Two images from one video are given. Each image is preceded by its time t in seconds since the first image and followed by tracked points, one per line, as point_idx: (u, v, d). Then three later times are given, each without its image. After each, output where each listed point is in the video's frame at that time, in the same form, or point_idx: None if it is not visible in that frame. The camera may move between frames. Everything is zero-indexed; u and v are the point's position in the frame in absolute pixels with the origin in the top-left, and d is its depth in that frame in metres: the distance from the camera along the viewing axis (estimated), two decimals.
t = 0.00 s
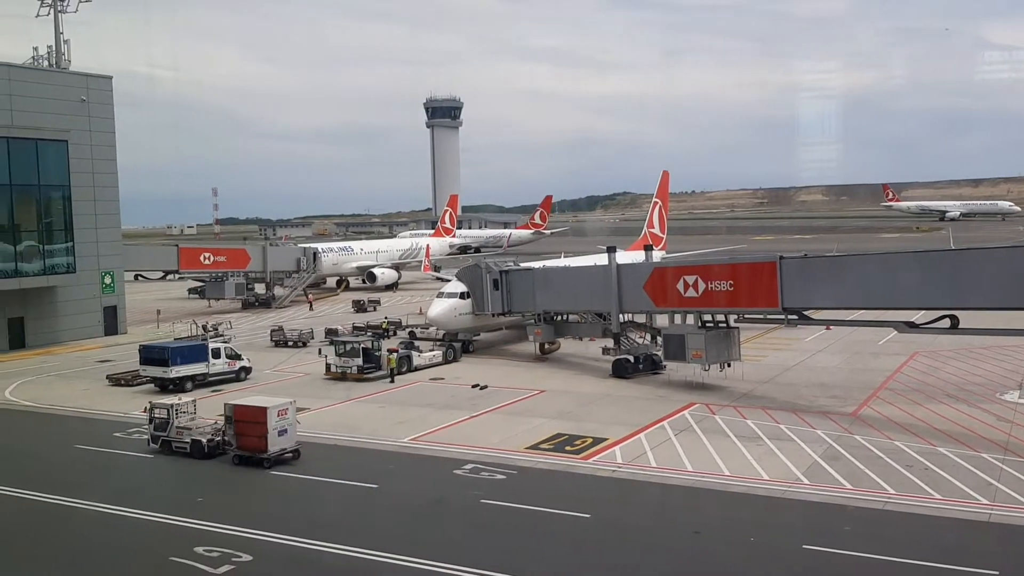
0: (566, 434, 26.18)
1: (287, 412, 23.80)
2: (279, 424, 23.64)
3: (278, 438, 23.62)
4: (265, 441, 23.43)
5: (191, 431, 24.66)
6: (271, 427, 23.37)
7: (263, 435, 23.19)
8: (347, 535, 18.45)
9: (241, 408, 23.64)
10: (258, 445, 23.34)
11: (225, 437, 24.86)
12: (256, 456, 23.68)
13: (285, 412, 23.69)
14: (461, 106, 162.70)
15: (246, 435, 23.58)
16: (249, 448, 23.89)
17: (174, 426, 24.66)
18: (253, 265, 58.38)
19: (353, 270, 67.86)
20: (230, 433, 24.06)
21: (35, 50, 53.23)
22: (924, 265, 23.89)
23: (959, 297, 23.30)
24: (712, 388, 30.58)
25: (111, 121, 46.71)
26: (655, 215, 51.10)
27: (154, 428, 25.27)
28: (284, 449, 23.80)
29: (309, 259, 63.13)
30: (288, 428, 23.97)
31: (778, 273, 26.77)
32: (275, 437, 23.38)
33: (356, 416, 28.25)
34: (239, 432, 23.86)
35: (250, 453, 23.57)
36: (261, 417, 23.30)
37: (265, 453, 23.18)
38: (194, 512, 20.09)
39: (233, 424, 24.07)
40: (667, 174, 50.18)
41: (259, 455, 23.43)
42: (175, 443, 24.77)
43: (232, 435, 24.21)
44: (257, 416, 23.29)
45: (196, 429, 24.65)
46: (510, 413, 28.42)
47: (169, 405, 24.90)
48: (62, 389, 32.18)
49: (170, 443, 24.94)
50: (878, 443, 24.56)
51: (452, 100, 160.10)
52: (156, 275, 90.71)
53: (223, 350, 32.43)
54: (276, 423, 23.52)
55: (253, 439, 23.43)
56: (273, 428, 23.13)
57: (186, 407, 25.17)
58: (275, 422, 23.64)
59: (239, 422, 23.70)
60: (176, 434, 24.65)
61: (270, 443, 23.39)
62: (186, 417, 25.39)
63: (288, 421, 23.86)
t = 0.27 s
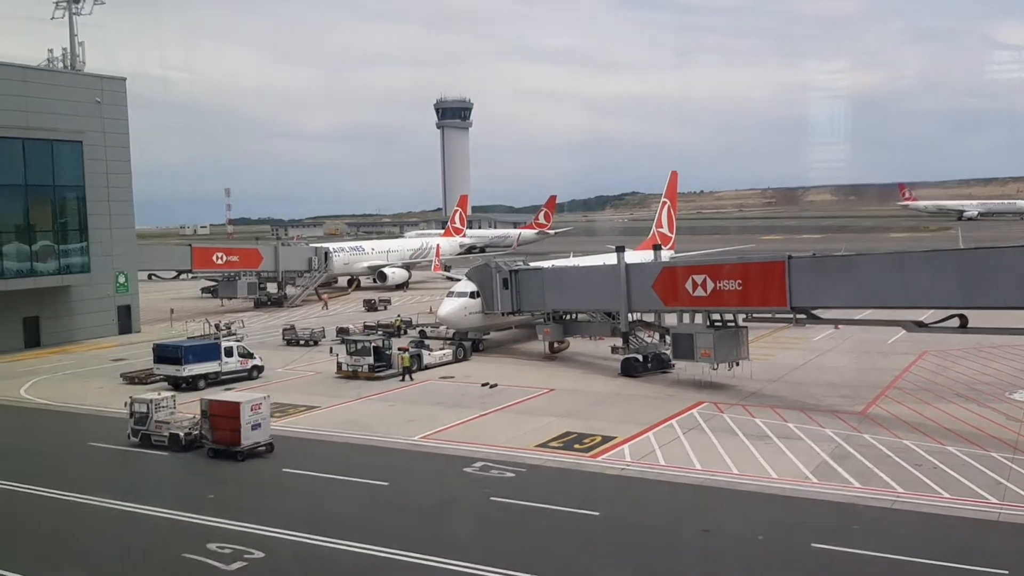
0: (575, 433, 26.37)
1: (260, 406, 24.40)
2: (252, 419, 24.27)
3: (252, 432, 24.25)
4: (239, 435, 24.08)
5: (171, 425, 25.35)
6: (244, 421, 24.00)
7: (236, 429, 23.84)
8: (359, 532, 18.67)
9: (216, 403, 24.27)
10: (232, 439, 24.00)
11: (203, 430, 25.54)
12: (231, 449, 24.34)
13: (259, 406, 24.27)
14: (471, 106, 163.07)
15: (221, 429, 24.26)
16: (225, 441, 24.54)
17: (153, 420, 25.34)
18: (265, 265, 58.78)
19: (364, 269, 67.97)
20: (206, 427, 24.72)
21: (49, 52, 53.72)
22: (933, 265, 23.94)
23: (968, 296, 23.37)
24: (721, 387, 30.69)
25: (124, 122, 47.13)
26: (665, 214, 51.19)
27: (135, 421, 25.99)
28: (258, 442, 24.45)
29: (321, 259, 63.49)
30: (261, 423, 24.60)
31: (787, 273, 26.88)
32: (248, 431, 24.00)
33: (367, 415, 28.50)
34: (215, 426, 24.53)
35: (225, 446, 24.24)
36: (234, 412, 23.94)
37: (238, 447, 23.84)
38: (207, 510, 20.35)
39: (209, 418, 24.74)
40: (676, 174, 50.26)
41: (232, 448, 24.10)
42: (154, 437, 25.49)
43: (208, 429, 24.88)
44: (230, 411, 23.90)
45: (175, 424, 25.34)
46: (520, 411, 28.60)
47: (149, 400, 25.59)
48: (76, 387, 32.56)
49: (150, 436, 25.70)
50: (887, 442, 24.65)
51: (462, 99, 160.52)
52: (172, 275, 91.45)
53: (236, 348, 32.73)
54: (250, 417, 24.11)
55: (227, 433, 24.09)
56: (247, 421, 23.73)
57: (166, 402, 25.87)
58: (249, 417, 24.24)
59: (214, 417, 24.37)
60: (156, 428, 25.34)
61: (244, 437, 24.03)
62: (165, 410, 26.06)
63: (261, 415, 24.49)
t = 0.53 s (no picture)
0: (580, 432, 26.25)
1: (228, 402, 24.88)
2: (221, 414, 24.73)
3: (219, 427, 24.70)
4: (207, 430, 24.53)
5: (142, 420, 25.66)
6: (212, 417, 24.48)
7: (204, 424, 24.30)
8: (364, 532, 18.56)
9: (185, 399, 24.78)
10: (200, 433, 24.45)
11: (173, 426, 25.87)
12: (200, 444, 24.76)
13: (226, 402, 24.82)
14: (475, 104, 162.93)
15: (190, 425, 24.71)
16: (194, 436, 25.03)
17: (126, 415, 25.65)
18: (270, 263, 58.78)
19: (368, 268, 67.83)
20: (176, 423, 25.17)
21: (54, 51, 53.68)
22: (942, 264, 23.76)
23: (977, 295, 23.18)
24: (727, 387, 30.54)
25: (128, 120, 47.07)
26: (670, 213, 51.06)
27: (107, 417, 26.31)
28: (226, 438, 24.89)
29: (325, 257, 63.45)
30: (229, 418, 25.06)
31: (794, 272, 26.73)
32: (216, 426, 24.46)
33: (371, 414, 28.40)
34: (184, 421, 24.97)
35: (193, 441, 24.67)
36: (202, 407, 24.41)
37: (206, 441, 24.26)
38: (211, 509, 20.26)
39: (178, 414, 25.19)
40: (682, 172, 50.04)
41: (200, 443, 24.53)
42: (126, 432, 25.74)
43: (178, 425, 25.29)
44: (199, 407, 24.38)
45: (146, 419, 25.64)
46: (525, 411, 28.49)
47: (121, 395, 25.98)
48: (81, 386, 32.52)
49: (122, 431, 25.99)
50: (894, 442, 24.49)
51: (466, 98, 160.37)
52: (176, 273, 91.37)
53: (240, 347, 32.62)
54: (218, 412, 24.58)
55: (196, 428, 24.56)
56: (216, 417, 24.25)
57: (138, 397, 26.23)
58: (217, 413, 24.72)
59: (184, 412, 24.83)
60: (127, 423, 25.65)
61: (211, 432, 24.47)
62: (137, 407, 26.47)
63: (229, 411, 24.97)
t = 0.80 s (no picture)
0: (580, 431, 26.24)
1: (194, 397, 25.36)
2: (187, 409, 25.18)
3: (185, 422, 25.12)
4: (173, 425, 24.95)
5: (111, 414, 26.03)
6: (178, 411, 24.94)
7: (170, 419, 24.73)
8: (365, 531, 18.55)
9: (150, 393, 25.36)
10: (166, 428, 24.86)
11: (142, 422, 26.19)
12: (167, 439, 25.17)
13: (193, 397, 25.32)
14: (476, 103, 162.90)
15: (157, 420, 25.12)
16: (162, 431, 25.43)
17: (96, 409, 26.03)
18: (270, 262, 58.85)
19: (369, 266, 67.86)
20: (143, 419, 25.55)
21: (55, 50, 53.68)
22: (943, 264, 23.73)
23: (978, 294, 23.15)
24: (728, 386, 30.52)
25: (129, 119, 47.05)
26: (671, 212, 51.03)
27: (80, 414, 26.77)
28: (192, 432, 25.32)
29: (326, 256, 63.47)
30: (195, 413, 25.49)
31: (795, 271, 26.72)
32: (182, 420, 24.90)
33: (372, 413, 28.39)
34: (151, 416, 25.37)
35: (159, 435, 25.10)
36: (168, 402, 24.88)
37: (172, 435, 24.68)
38: (211, 507, 20.25)
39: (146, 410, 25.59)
40: (683, 171, 49.99)
41: (166, 438, 24.96)
42: (96, 426, 26.12)
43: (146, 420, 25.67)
44: (164, 402, 24.85)
45: (115, 414, 26.02)
46: (526, 410, 28.48)
47: (92, 391, 26.49)
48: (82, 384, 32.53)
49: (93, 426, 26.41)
50: (895, 441, 24.46)
51: (467, 96, 160.36)
52: (177, 272, 91.32)
53: (241, 346, 32.68)
54: (183, 407, 25.05)
55: (162, 423, 24.99)
56: (181, 412, 24.74)
57: (108, 393, 26.70)
58: (183, 408, 25.18)
59: (151, 408, 25.25)
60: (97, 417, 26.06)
61: (177, 427, 24.92)
62: (108, 403, 26.91)
63: (196, 406, 25.42)
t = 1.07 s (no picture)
0: (576, 430, 26.22)
1: (156, 392, 25.56)
2: (148, 403, 25.38)
3: (147, 416, 25.31)
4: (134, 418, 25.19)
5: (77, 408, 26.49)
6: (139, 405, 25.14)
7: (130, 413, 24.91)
8: (360, 529, 18.51)
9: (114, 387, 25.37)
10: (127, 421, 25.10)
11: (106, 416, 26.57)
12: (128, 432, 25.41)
13: (155, 391, 25.46)
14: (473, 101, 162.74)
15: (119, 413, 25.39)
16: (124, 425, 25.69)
17: (63, 402, 26.54)
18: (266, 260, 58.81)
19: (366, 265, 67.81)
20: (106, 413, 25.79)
21: (51, 47, 53.51)
22: (940, 264, 23.74)
23: (974, 295, 23.17)
24: (724, 385, 30.52)
25: (125, 116, 46.91)
26: (667, 212, 51.03)
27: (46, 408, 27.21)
28: (154, 426, 25.53)
29: (322, 254, 63.39)
30: (157, 408, 25.68)
31: (791, 270, 26.72)
32: (143, 414, 25.11)
33: (367, 411, 28.34)
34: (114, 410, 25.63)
35: (121, 429, 25.34)
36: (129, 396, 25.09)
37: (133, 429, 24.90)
38: (206, 505, 20.21)
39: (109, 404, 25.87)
40: (679, 171, 49.98)
41: (128, 431, 25.20)
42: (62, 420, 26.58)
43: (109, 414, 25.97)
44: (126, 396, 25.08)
45: (80, 408, 26.47)
46: (521, 408, 28.46)
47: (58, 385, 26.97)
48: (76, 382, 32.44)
49: (58, 420, 26.83)
50: (891, 441, 24.48)
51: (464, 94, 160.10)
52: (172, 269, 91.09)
53: (236, 344, 32.65)
54: (145, 402, 25.27)
55: (124, 417, 25.24)
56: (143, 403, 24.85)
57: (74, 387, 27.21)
58: (145, 402, 25.39)
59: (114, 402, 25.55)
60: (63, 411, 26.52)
61: (139, 420, 25.13)
62: (74, 397, 27.40)
63: (158, 401, 25.61)
